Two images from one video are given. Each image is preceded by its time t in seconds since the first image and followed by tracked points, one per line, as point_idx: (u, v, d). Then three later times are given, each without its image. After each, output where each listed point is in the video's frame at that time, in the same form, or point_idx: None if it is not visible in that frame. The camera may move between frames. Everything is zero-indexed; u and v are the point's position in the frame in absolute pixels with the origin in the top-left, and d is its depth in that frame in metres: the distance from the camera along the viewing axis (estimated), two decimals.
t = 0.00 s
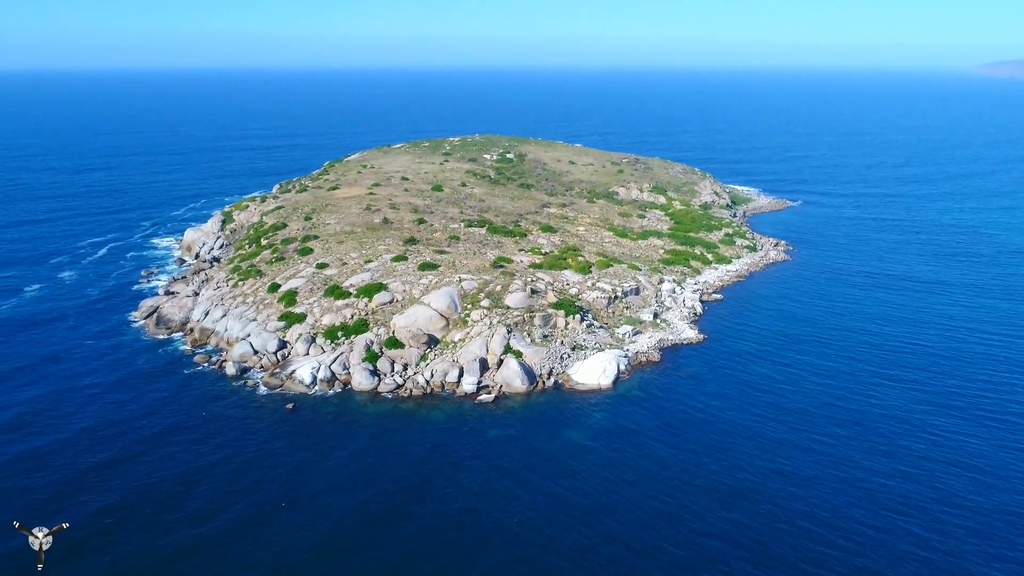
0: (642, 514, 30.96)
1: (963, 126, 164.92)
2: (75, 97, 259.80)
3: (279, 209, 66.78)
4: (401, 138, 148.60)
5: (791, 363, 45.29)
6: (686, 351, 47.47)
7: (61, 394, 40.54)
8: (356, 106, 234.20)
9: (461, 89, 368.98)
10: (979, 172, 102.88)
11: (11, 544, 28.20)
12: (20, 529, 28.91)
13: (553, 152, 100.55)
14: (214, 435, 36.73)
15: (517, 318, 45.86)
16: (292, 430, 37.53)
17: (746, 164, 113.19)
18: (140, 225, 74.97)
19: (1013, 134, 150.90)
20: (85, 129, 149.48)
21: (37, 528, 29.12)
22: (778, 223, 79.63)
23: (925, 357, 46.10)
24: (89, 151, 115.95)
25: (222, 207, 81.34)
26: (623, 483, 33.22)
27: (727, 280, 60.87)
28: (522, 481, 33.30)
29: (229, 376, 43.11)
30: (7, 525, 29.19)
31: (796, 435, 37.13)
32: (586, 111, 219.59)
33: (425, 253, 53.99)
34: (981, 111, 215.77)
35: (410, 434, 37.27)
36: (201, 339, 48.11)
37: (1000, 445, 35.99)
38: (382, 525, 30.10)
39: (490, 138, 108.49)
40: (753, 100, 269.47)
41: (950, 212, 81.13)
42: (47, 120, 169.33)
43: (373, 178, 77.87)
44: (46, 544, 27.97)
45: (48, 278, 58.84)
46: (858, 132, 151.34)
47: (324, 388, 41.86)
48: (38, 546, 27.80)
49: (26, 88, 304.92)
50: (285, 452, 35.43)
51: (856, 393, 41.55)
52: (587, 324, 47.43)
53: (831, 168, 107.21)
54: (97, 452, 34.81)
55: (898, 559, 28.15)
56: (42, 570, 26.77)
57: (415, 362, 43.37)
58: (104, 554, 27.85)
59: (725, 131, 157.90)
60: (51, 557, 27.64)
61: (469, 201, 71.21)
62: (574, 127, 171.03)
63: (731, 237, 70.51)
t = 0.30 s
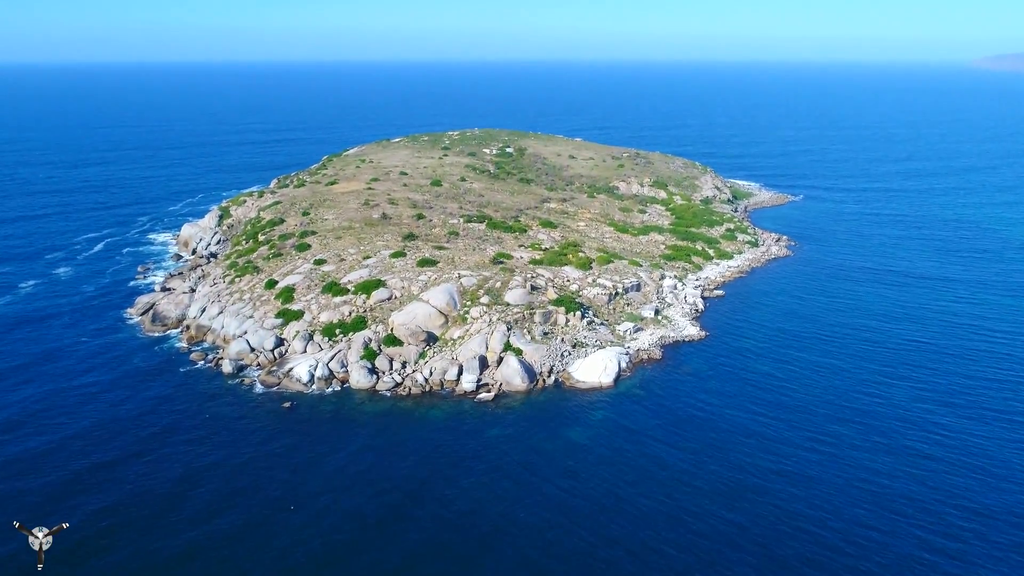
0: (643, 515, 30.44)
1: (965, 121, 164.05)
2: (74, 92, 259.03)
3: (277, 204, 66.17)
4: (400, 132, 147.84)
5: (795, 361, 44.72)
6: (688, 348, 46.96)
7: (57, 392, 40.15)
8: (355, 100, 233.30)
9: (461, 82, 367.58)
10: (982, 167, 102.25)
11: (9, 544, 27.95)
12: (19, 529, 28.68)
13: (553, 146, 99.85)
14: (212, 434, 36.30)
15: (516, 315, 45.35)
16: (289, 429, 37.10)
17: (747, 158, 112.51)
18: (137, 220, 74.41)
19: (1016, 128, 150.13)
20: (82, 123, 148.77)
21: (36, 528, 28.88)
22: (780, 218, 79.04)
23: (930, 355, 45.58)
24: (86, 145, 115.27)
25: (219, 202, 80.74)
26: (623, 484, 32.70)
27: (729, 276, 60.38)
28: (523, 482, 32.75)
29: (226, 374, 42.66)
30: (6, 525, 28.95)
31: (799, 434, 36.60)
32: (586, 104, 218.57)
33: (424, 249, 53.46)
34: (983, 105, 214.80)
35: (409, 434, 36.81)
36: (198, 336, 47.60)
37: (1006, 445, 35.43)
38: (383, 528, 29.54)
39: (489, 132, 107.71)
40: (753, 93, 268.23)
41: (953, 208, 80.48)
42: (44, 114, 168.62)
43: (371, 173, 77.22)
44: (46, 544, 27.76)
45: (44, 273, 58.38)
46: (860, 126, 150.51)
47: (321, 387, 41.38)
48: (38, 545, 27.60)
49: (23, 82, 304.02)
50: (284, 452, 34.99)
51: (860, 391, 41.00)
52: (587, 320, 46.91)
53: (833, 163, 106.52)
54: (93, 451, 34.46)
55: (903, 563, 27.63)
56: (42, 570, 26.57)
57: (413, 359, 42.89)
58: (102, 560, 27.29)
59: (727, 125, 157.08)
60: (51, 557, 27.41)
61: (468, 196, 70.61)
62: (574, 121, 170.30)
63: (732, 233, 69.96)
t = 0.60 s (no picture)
0: (644, 518, 29.88)
1: (968, 116, 163.17)
2: (71, 85, 258.31)
3: (275, 200, 65.57)
4: (400, 126, 147.05)
5: (800, 360, 44.17)
6: (690, 346, 46.46)
7: (54, 391, 39.72)
8: (354, 94, 232.19)
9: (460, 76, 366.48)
10: (985, 163, 101.55)
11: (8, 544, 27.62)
12: (18, 529, 28.39)
13: (554, 141, 99.13)
14: (210, 434, 35.86)
15: (517, 313, 44.84)
16: (288, 429, 36.65)
17: (748, 153, 111.76)
18: (134, 216, 73.80)
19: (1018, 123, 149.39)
20: (80, 117, 148.00)
21: (36, 528, 28.59)
22: (783, 214, 78.41)
23: (936, 353, 45.04)
24: (83, 140, 114.61)
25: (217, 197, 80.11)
26: (624, 485, 32.15)
27: (731, 273, 59.83)
28: (524, 484, 32.19)
29: (223, 372, 42.15)
30: (5, 525, 28.65)
31: (804, 434, 36.04)
32: (586, 99, 217.47)
33: (424, 245, 52.90)
34: (985, 100, 213.67)
35: (409, 433, 36.35)
36: (195, 334, 47.08)
37: (1014, 448, 34.83)
38: (383, 530, 29.02)
39: (490, 126, 106.92)
40: (754, 88, 267.13)
41: (957, 204, 79.88)
42: (42, 108, 167.79)
43: (370, 167, 76.60)
44: (46, 544, 27.45)
45: (41, 269, 57.88)
46: (862, 121, 149.71)
47: (319, 385, 40.89)
48: (38, 545, 27.31)
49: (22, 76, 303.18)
50: (283, 451, 34.57)
51: (866, 390, 40.46)
52: (589, 318, 46.39)
53: (835, 158, 105.80)
54: (91, 451, 34.09)
55: (907, 568, 27.08)
56: (43, 570, 26.28)
57: (413, 358, 42.38)
58: (98, 566, 26.71)
59: (728, 120, 156.24)
60: (51, 557, 27.12)
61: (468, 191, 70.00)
62: (574, 115, 169.50)
63: (734, 228, 69.41)
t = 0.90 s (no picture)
0: (646, 521, 29.34)
1: (970, 111, 162.29)
2: (68, 79, 257.42)
3: (273, 195, 64.97)
4: (399, 121, 146.22)
5: (804, 358, 43.65)
6: (692, 344, 45.95)
7: (51, 390, 39.35)
8: (354, 89, 231.06)
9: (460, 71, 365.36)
10: (989, 158, 100.85)
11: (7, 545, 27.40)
12: (18, 529, 28.18)
13: (554, 135, 98.41)
14: (208, 434, 35.49)
15: (517, 311, 44.30)
16: (287, 429, 36.23)
17: (750, 148, 111.05)
18: (131, 212, 73.20)
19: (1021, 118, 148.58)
20: (77, 112, 147.27)
21: (36, 528, 28.37)
22: (785, 210, 77.82)
23: (942, 351, 44.56)
24: (80, 135, 113.90)
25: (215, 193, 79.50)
26: (627, 487, 31.61)
27: (733, 269, 59.31)
28: (525, 485, 31.71)
29: (219, 371, 41.66)
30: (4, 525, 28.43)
31: (808, 435, 35.51)
32: (586, 93, 216.37)
33: (423, 242, 52.35)
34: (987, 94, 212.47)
35: (409, 433, 35.91)
36: (191, 332, 46.56)
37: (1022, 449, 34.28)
38: (381, 533, 28.56)
39: (490, 121, 106.15)
40: (755, 82, 265.98)
41: (960, 200, 79.27)
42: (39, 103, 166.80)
43: (369, 163, 75.96)
44: (47, 544, 27.24)
45: (37, 266, 57.37)
46: (864, 116, 148.90)
47: (317, 384, 40.40)
48: (38, 545, 27.10)
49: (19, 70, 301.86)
50: (282, 452, 34.18)
51: (871, 390, 39.94)
52: (589, 316, 45.86)
53: (837, 153, 105.08)
54: (89, 451, 33.77)
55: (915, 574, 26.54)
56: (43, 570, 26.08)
57: (411, 356, 41.87)
58: (97, 567, 26.40)
59: (729, 114, 155.41)
60: (51, 557, 26.91)
61: (467, 187, 69.38)
62: (574, 110, 168.60)
63: (736, 224, 68.85)
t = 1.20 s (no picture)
0: (647, 526, 28.86)
1: (973, 107, 161.35)
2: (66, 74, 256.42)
3: (270, 192, 64.37)
4: (398, 117, 145.34)
5: (807, 357, 43.22)
6: (695, 344, 45.45)
7: (47, 390, 38.96)
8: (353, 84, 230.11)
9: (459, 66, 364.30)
10: (992, 155, 100.06)
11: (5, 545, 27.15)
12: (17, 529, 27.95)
13: (554, 131, 97.71)
14: (206, 434, 35.13)
15: (517, 309, 43.77)
16: (286, 429, 35.82)
17: (751, 144, 110.33)
18: (128, 208, 72.61)
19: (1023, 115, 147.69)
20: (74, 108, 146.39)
21: (35, 528, 28.14)
22: (787, 207, 77.23)
23: (947, 351, 44.03)
24: (76, 131, 113.17)
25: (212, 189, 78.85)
26: (628, 490, 31.11)
27: (735, 267, 58.77)
28: (524, 488, 31.24)
29: (216, 370, 41.20)
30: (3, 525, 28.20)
31: (812, 437, 35.04)
32: (586, 89, 215.28)
33: (422, 239, 51.78)
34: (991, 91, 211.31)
35: (408, 434, 35.49)
36: (187, 330, 46.07)
37: None
38: (380, 536, 28.11)
39: (490, 117, 105.42)
40: (756, 77, 264.82)
41: (964, 197, 78.63)
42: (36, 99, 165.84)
43: (368, 159, 75.32)
44: (46, 544, 27.00)
45: (32, 263, 56.86)
46: (866, 112, 148.06)
47: (315, 384, 39.94)
48: (37, 545, 26.87)
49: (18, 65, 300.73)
50: (281, 453, 33.81)
51: (875, 390, 39.45)
52: (590, 315, 45.32)
53: (839, 150, 104.41)
54: (87, 450, 33.45)
55: None
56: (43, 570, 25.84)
57: (410, 355, 41.37)
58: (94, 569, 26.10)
59: (730, 110, 154.51)
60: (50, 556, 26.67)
61: (467, 183, 68.73)
62: (575, 105, 167.67)
63: (738, 221, 68.25)
